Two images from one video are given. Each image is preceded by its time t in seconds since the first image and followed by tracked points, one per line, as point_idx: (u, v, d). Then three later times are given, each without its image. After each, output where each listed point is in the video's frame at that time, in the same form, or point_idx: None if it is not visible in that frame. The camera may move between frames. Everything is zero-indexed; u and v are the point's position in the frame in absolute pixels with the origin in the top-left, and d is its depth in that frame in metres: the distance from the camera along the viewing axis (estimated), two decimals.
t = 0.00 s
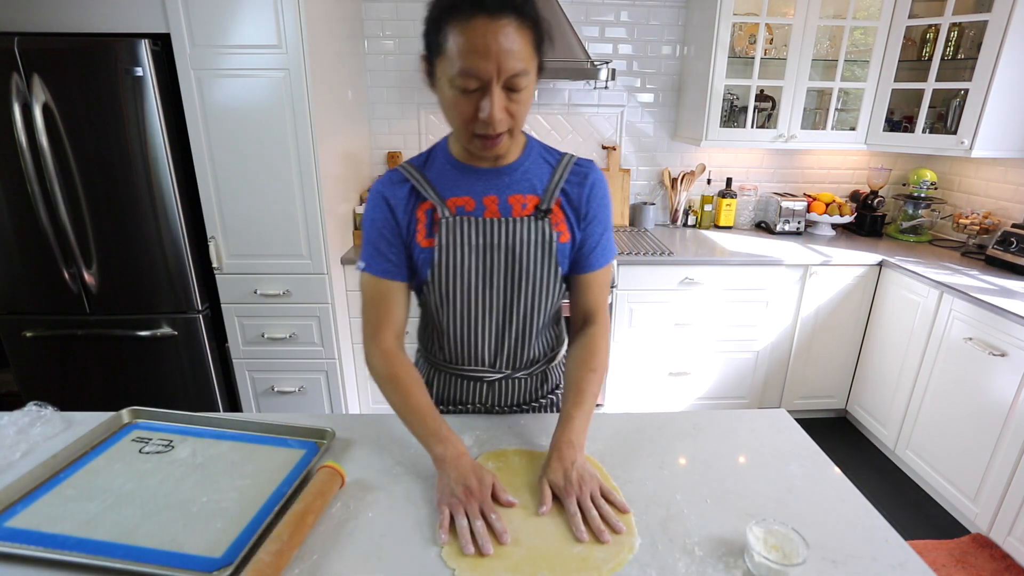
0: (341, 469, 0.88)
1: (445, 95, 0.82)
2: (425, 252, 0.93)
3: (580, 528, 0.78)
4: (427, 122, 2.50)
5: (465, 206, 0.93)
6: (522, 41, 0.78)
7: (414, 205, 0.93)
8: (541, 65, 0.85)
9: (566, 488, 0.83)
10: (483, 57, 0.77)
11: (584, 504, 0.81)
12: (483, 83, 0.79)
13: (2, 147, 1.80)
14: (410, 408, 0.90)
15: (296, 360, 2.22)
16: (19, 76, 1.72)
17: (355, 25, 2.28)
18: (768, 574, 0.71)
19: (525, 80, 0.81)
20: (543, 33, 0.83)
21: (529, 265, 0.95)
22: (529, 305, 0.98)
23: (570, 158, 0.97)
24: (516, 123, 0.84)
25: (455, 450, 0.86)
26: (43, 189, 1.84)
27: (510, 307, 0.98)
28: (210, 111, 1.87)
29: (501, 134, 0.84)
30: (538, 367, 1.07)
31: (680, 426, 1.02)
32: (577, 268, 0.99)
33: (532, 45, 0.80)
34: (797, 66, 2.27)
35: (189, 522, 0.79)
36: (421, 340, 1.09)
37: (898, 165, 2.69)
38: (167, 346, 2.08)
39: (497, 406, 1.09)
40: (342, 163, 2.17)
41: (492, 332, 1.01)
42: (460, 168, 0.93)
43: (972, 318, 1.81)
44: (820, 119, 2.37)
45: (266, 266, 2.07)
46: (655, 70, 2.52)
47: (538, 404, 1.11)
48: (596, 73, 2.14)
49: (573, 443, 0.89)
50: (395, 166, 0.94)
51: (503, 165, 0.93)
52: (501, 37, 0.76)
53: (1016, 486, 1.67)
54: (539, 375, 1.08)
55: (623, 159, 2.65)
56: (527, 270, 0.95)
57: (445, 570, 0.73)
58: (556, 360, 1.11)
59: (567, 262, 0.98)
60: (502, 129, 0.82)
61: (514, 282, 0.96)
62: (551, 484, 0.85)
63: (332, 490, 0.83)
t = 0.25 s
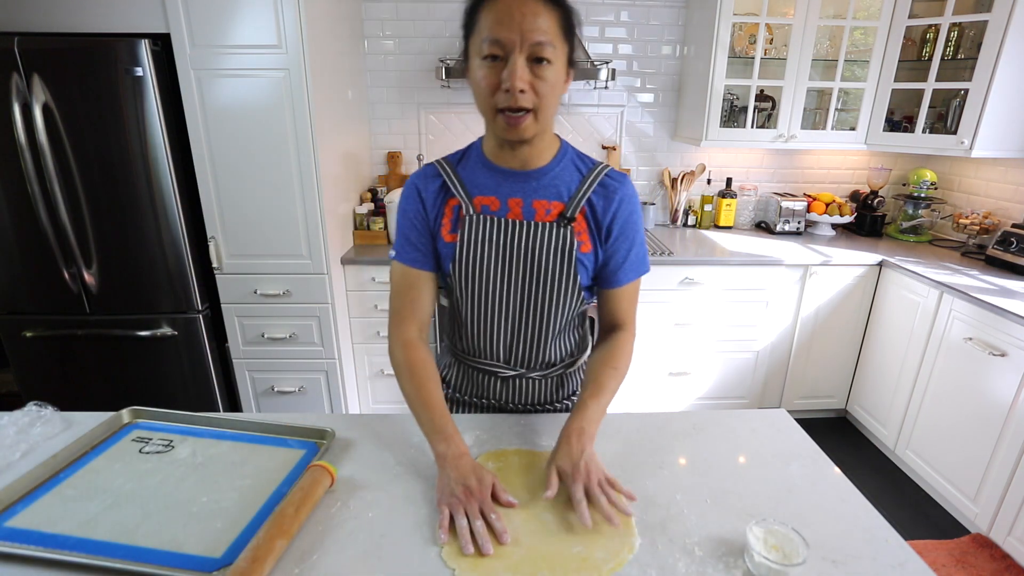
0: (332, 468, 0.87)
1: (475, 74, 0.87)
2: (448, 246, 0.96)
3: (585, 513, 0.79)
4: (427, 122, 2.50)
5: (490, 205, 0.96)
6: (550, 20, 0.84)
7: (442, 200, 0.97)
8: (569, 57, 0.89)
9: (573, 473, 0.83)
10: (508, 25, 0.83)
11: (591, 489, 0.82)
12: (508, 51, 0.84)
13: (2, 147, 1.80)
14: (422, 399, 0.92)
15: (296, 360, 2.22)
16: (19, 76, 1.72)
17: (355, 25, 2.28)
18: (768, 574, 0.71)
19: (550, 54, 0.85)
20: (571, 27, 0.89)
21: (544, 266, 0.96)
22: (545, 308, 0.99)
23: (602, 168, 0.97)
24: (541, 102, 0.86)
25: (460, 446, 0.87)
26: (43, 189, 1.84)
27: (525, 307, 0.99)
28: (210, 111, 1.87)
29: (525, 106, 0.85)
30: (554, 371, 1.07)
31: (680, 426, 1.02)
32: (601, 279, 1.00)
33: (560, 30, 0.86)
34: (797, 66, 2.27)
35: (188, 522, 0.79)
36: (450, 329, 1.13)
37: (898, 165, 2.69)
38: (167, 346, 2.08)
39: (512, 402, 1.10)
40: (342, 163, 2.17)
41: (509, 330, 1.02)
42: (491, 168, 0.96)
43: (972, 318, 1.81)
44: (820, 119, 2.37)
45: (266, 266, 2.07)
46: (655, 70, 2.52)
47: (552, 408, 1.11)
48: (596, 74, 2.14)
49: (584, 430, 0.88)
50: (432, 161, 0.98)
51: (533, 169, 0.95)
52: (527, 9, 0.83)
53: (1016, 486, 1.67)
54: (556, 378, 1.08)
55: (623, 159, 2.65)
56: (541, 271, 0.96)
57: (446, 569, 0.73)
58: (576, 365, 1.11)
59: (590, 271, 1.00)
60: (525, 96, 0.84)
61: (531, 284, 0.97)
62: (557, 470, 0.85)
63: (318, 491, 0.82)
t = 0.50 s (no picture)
0: (332, 468, 0.87)
1: (495, 76, 0.87)
2: (467, 250, 0.96)
3: (585, 518, 0.79)
4: (427, 123, 2.50)
5: (510, 207, 0.95)
6: (568, 22, 0.85)
7: (460, 204, 0.96)
8: (587, 59, 0.90)
9: (576, 479, 0.85)
10: (528, 28, 0.83)
11: (593, 495, 0.82)
12: (527, 53, 0.84)
13: (2, 147, 1.80)
14: (426, 405, 0.93)
15: (296, 360, 2.22)
16: (19, 76, 1.72)
17: (355, 25, 2.28)
18: (768, 574, 0.71)
19: (568, 56, 0.85)
20: (588, 28, 0.90)
21: (565, 267, 0.96)
22: (567, 308, 0.99)
23: (618, 169, 0.99)
24: (560, 103, 0.87)
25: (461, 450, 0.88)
26: (43, 189, 1.84)
27: (545, 308, 0.99)
28: (210, 111, 1.87)
29: (545, 106, 0.86)
30: (571, 374, 1.07)
31: (680, 426, 1.02)
32: (619, 279, 1.01)
33: (578, 31, 0.87)
34: (797, 66, 2.27)
35: (188, 522, 0.79)
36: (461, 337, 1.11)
37: (898, 165, 2.69)
38: (167, 346, 2.08)
39: (526, 406, 1.07)
40: (342, 163, 2.17)
41: (530, 333, 1.01)
42: (509, 170, 0.96)
43: (972, 318, 1.81)
44: (820, 119, 2.37)
45: (266, 266, 2.07)
46: (655, 70, 2.52)
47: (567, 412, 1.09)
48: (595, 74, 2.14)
49: (590, 435, 0.91)
50: (447, 166, 0.97)
51: (552, 169, 0.96)
52: (545, 12, 0.84)
53: (1016, 486, 1.67)
54: (571, 382, 1.07)
55: (623, 159, 2.65)
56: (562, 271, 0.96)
57: (446, 570, 0.73)
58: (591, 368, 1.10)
59: (609, 271, 1.00)
60: (545, 97, 0.84)
61: (553, 284, 0.97)
62: (562, 475, 0.86)
63: (318, 491, 0.82)
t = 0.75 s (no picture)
0: (332, 468, 0.87)
1: (507, 82, 0.87)
2: (474, 254, 0.95)
3: (586, 511, 0.79)
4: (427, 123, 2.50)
5: (517, 211, 0.96)
6: (582, 31, 0.84)
7: (466, 208, 0.95)
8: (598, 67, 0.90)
9: (584, 467, 0.83)
10: (542, 37, 0.83)
11: (598, 487, 0.82)
12: (541, 63, 0.84)
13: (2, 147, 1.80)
14: (444, 391, 0.92)
15: (296, 360, 2.22)
16: (19, 76, 1.72)
17: (355, 25, 2.28)
18: (767, 574, 0.71)
19: (581, 66, 0.85)
20: (602, 35, 0.89)
21: (573, 270, 0.97)
22: (572, 311, 1.00)
23: (621, 176, 1.01)
24: (572, 113, 0.87)
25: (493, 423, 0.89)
26: (43, 189, 1.84)
27: (553, 312, 0.99)
28: (210, 111, 1.87)
29: (557, 117, 0.86)
30: (576, 376, 1.07)
31: (680, 426, 1.02)
32: (620, 284, 1.02)
33: (592, 40, 0.86)
34: (797, 66, 2.27)
35: (188, 522, 0.79)
36: (461, 343, 1.10)
37: (898, 165, 2.69)
38: (167, 346, 2.08)
39: (533, 409, 1.06)
40: (342, 162, 2.17)
41: (535, 337, 1.01)
42: (515, 175, 0.96)
43: (972, 318, 1.81)
44: (820, 119, 2.37)
45: (266, 266, 2.07)
46: (655, 70, 2.52)
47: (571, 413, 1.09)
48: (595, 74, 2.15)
49: (600, 426, 0.89)
50: (451, 169, 0.96)
51: (559, 175, 0.96)
52: (560, 21, 0.83)
53: (1016, 486, 1.67)
54: (576, 384, 1.08)
55: (623, 159, 2.65)
56: (570, 275, 0.97)
57: (446, 569, 0.73)
58: (594, 370, 1.11)
59: (612, 276, 1.01)
60: (558, 108, 0.85)
61: (559, 287, 0.97)
62: (570, 462, 0.85)
63: (318, 491, 0.82)
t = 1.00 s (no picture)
0: (332, 468, 0.87)
1: (507, 102, 0.86)
2: (476, 254, 0.95)
3: (621, 484, 0.84)
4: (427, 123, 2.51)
5: (518, 211, 0.96)
6: (586, 57, 0.81)
7: (467, 207, 0.95)
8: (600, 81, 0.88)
9: (614, 446, 0.88)
10: (544, 68, 0.80)
11: (628, 464, 0.87)
12: (542, 93, 0.82)
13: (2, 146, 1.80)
14: (465, 400, 0.90)
15: (296, 360, 2.22)
16: (19, 76, 1.72)
17: (355, 25, 2.28)
18: (768, 574, 0.71)
19: (583, 93, 0.84)
20: (605, 49, 0.86)
21: (574, 270, 0.97)
22: (573, 309, 1.00)
23: (617, 175, 1.01)
24: (572, 134, 0.87)
25: (525, 431, 0.89)
26: (43, 188, 1.83)
27: (554, 311, 0.99)
28: (210, 111, 1.87)
29: (556, 143, 0.87)
30: (575, 376, 1.07)
31: (680, 426, 1.02)
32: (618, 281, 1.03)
33: (595, 61, 0.84)
34: (797, 66, 2.27)
35: (188, 522, 0.79)
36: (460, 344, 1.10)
37: (898, 165, 2.69)
38: (167, 346, 2.08)
39: (532, 409, 1.06)
40: (342, 162, 2.17)
41: (536, 335, 1.01)
42: (515, 175, 0.96)
43: (972, 318, 1.81)
44: (820, 119, 2.37)
45: (266, 266, 2.07)
46: (655, 70, 2.52)
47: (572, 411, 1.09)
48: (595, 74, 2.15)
49: (620, 418, 0.94)
50: (450, 170, 0.96)
51: (558, 175, 0.96)
52: (564, 52, 0.80)
53: (1016, 486, 1.67)
54: (576, 384, 1.08)
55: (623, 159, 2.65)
56: (571, 274, 0.97)
57: (446, 569, 0.72)
58: (594, 369, 1.11)
59: (611, 273, 1.02)
60: (557, 138, 0.85)
61: (559, 286, 0.98)
62: (599, 444, 0.89)
63: (318, 491, 0.82)
